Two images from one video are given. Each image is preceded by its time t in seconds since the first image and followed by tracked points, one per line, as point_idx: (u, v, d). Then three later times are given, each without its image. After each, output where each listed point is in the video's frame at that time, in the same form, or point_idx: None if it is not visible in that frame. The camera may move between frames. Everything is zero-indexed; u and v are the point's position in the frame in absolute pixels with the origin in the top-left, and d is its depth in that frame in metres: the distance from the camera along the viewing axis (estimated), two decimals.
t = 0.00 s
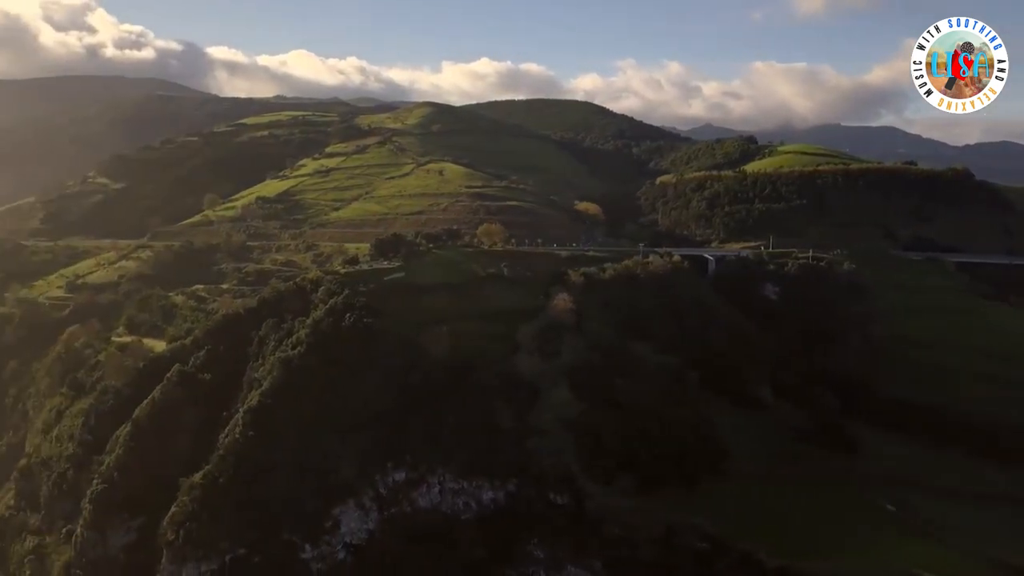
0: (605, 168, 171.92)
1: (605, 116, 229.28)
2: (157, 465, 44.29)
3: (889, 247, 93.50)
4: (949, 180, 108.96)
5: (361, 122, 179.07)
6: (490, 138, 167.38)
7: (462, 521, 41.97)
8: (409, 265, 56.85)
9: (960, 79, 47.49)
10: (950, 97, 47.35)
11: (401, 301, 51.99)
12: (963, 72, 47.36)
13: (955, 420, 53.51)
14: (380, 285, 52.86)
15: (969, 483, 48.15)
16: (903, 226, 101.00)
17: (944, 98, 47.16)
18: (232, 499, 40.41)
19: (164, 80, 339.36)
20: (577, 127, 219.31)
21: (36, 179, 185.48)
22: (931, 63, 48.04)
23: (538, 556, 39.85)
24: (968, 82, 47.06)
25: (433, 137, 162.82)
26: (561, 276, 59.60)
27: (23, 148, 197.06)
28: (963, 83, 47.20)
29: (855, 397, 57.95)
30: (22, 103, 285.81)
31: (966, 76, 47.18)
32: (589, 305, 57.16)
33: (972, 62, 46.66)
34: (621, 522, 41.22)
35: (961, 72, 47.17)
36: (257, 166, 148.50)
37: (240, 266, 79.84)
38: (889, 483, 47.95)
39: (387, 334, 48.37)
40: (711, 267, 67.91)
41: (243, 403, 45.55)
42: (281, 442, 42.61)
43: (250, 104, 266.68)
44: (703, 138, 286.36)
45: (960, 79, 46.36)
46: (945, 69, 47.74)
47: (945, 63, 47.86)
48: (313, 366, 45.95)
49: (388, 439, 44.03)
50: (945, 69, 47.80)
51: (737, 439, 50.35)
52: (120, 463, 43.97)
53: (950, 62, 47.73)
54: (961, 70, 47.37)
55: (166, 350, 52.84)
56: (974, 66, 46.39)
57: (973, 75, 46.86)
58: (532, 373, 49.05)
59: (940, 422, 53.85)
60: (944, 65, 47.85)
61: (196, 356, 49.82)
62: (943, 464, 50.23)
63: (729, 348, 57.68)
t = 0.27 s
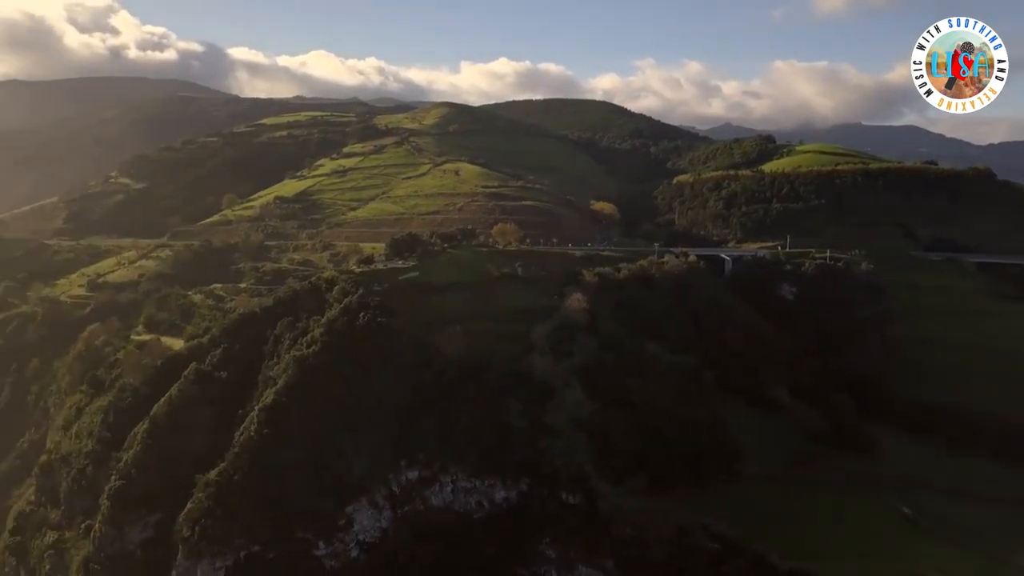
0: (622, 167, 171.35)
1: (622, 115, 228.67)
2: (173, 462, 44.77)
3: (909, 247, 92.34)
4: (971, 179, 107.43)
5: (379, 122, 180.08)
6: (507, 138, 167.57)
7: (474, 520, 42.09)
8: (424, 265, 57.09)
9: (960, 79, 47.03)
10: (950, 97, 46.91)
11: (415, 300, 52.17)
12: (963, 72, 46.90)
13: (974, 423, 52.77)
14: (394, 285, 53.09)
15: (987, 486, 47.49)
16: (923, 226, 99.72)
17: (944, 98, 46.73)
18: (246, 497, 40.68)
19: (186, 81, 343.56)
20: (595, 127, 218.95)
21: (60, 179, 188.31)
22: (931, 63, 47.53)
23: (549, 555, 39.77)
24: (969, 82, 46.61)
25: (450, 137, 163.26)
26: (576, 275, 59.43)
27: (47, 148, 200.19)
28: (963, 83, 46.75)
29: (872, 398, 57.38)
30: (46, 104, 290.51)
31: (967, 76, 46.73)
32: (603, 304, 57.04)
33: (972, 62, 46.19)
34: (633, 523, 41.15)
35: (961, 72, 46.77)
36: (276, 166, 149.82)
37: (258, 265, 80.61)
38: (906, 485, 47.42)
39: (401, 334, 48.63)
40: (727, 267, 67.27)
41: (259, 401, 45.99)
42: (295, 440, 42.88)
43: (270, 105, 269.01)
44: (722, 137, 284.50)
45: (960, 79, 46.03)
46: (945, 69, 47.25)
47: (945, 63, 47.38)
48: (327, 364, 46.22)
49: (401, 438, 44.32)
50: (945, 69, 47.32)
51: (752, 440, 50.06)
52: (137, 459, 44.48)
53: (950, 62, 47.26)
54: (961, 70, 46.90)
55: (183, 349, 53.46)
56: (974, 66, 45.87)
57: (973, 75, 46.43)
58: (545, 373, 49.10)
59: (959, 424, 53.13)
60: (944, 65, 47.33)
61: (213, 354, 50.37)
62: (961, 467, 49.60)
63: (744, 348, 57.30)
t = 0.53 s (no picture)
0: (642, 167, 170.55)
1: (643, 115, 227.58)
2: (192, 459, 45.49)
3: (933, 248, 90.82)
4: (998, 179, 105.33)
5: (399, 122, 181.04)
6: (527, 138, 167.58)
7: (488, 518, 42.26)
8: (441, 264, 57.34)
9: (960, 79, 48.60)
10: (950, 97, 48.48)
11: (432, 300, 52.46)
12: (963, 72, 48.50)
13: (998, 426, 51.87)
14: (411, 284, 53.39)
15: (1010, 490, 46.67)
16: (948, 226, 98.03)
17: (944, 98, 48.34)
18: (264, 493, 41.17)
19: (211, 82, 348.00)
20: (616, 126, 218.18)
21: (88, 178, 191.87)
22: (932, 63, 49.04)
23: (563, 554, 39.76)
24: (968, 82, 48.14)
25: (470, 137, 163.64)
26: (593, 275, 59.25)
27: (75, 148, 204.01)
28: (963, 82, 48.32)
29: (893, 401, 56.57)
30: (76, 105, 296.16)
31: (967, 75, 48.29)
32: (620, 304, 56.83)
33: (971, 62, 47.76)
34: (646, 523, 41.10)
35: (961, 73, 48.37)
36: (297, 166, 151.22)
37: (279, 264, 81.40)
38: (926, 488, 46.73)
39: (418, 333, 48.89)
40: (747, 268, 65.14)
41: (277, 398, 46.51)
42: (312, 438, 43.34)
43: (293, 106, 271.60)
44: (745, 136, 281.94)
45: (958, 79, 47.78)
46: (945, 69, 48.93)
47: (945, 63, 49.02)
48: (344, 363, 46.59)
49: (417, 436, 44.57)
50: (945, 69, 49.01)
51: (770, 442, 49.61)
52: (157, 456, 45.27)
53: (950, 63, 48.93)
54: (961, 70, 48.53)
55: (204, 346, 54.25)
56: (973, 66, 47.53)
57: (973, 75, 47.95)
58: (560, 372, 49.11)
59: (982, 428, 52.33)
60: (944, 66, 49.02)
61: (232, 352, 51.10)
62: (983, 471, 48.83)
63: (762, 349, 56.84)
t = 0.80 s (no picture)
0: (659, 166, 169.91)
1: (661, 114, 226.58)
2: (208, 456, 46.04)
3: (953, 248, 89.64)
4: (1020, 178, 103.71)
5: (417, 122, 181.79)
6: (543, 137, 167.59)
7: (498, 518, 42.30)
8: (455, 264, 57.49)
9: (960, 79, 49.92)
10: (950, 97, 49.94)
11: (446, 299, 52.64)
12: (963, 72, 49.81)
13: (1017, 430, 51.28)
14: (425, 284, 53.63)
15: None
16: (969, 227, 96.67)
17: (944, 98, 49.76)
18: (278, 491, 41.59)
19: (232, 83, 351.52)
20: (633, 125, 217.52)
21: (111, 178, 194.69)
22: (933, 63, 50.23)
23: (575, 554, 39.69)
24: (968, 82, 49.51)
25: (487, 137, 163.91)
26: (608, 275, 59.10)
27: (98, 148, 207.05)
28: (963, 82, 49.68)
29: (910, 403, 55.99)
30: (100, 106, 300.65)
31: (967, 76, 49.62)
32: (635, 304, 56.59)
33: (971, 62, 49.04)
34: (658, 524, 41.00)
35: (961, 72, 49.70)
36: (315, 166, 152.32)
37: (296, 264, 82.01)
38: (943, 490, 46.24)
39: (431, 332, 49.07)
40: (764, 267, 64.49)
41: (292, 396, 46.95)
42: (326, 436, 43.69)
43: (312, 106, 273.58)
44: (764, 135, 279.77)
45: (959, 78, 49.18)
46: (945, 69, 50.18)
47: (945, 64, 50.26)
48: (358, 361, 46.85)
49: (430, 436, 44.77)
50: (945, 69, 50.25)
51: (785, 443, 49.24)
52: (174, 453, 45.82)
53: (950, 63, 50.19)
54: (961, 70, 49.85)
55: (220, 345, 54.84)
56: (974, 66, 48.84)
57: (973, 75, 49.26)
58: (573, 372, 49.12)
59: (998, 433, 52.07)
60: (944, 66, 50.25)
61: (248, 351, 51.62)
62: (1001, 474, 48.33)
63: (777, 351, 56.51)
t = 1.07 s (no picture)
0: (679, 166, 168.91)
1: (681, 113, 225.22)
2: (226, 453, 46.71)
3: (978, 249, 88.11)
4: None
5: (437, 122, 182.44)
6: (562, 137, 167.38)
7: (512, 516, 42.58)
8: (471, 264, 57.67)
9: (960, 79, 49.98)
10: (950, 97, 50.04)
11: (462, 298, 52.81)
12: (963, 72, 49.87)
13: None
14: (441, 283, 53.87)
15: None
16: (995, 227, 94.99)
17: (945, 98, 49.85)
18: (295, 488, 42.13)
19: (255, 84, 355.15)
20: (653, 125, 216.48)
21: (136, 178, 197.96)
22: (932, 63, 50.31)
23: (588, 553, 39.07)
24: (968, 83, 49.61)
25: (506, 137, 164.08)
26: (624, 275, 58.97)
27: (125, 149, 210.65)
28: (963, 83, 49.77)
29: (931, 404, 55.33)
30: (126, 107, 305.77)
31: (966, 76, 49.70)
32: (651, 304, 56.35)
33: (971, 62, 49.08)
34: (672, 526, 40.62)
35: (961, 72, 49.77)
36: (335, 165, 153.47)
37: (315, 263, 82.68)
38: (961, 493, 46.01)
39: (447, 331, 49.24)
40: (783, 266, 63.67)
41: (308, 394, 47.37)
42: (342, 434, 44.20)
43: (334, 107, 275.71)
44: (786, 134, 276.88)
45: (958, 77, 49.25)
46: (944, 70, 50.24)
47: (945, 63, 50.30)
48: (374, 360, 47.12)
49: (445, 434, 44.97)
50: (945, 69, 50.31)
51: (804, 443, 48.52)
52: (192, 449, 46.43)
53: (950, 63, 50.20)
54: (961, 70, 49.90)
55: (239, 343, 55.51)
56: (973, 66, 48.93)
57: (973, 75, 49.39)
58: (587, 372, 49.03)
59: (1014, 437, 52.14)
60: (944, 66, 50.32)
61: (266, 349, 52.19)
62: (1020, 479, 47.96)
63: (794, 352, 56.40)
